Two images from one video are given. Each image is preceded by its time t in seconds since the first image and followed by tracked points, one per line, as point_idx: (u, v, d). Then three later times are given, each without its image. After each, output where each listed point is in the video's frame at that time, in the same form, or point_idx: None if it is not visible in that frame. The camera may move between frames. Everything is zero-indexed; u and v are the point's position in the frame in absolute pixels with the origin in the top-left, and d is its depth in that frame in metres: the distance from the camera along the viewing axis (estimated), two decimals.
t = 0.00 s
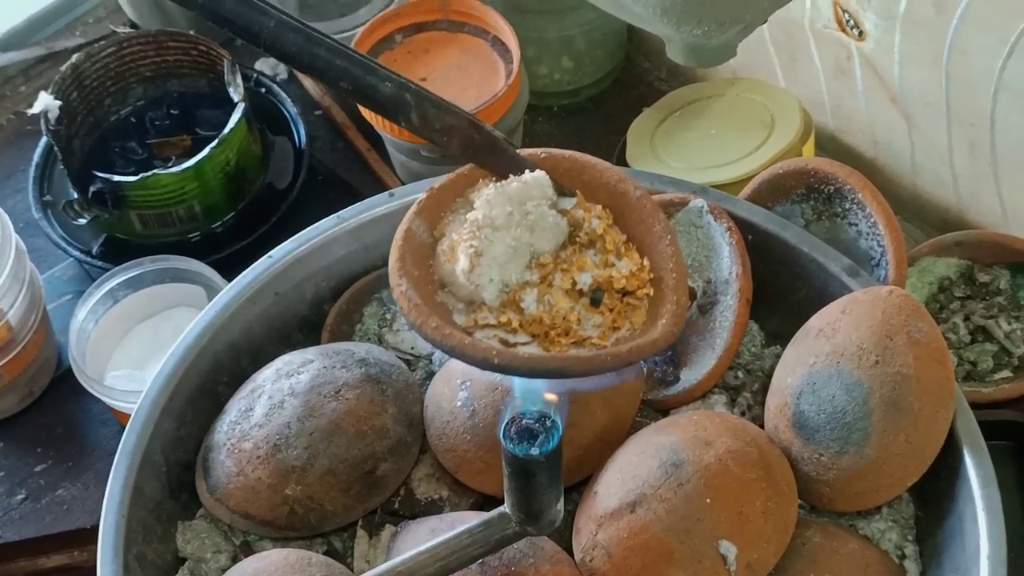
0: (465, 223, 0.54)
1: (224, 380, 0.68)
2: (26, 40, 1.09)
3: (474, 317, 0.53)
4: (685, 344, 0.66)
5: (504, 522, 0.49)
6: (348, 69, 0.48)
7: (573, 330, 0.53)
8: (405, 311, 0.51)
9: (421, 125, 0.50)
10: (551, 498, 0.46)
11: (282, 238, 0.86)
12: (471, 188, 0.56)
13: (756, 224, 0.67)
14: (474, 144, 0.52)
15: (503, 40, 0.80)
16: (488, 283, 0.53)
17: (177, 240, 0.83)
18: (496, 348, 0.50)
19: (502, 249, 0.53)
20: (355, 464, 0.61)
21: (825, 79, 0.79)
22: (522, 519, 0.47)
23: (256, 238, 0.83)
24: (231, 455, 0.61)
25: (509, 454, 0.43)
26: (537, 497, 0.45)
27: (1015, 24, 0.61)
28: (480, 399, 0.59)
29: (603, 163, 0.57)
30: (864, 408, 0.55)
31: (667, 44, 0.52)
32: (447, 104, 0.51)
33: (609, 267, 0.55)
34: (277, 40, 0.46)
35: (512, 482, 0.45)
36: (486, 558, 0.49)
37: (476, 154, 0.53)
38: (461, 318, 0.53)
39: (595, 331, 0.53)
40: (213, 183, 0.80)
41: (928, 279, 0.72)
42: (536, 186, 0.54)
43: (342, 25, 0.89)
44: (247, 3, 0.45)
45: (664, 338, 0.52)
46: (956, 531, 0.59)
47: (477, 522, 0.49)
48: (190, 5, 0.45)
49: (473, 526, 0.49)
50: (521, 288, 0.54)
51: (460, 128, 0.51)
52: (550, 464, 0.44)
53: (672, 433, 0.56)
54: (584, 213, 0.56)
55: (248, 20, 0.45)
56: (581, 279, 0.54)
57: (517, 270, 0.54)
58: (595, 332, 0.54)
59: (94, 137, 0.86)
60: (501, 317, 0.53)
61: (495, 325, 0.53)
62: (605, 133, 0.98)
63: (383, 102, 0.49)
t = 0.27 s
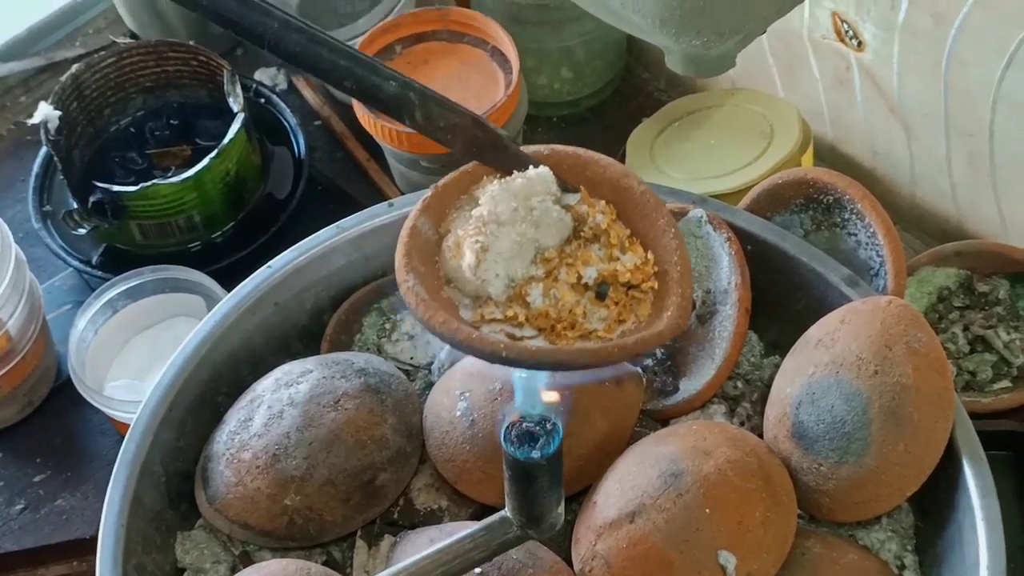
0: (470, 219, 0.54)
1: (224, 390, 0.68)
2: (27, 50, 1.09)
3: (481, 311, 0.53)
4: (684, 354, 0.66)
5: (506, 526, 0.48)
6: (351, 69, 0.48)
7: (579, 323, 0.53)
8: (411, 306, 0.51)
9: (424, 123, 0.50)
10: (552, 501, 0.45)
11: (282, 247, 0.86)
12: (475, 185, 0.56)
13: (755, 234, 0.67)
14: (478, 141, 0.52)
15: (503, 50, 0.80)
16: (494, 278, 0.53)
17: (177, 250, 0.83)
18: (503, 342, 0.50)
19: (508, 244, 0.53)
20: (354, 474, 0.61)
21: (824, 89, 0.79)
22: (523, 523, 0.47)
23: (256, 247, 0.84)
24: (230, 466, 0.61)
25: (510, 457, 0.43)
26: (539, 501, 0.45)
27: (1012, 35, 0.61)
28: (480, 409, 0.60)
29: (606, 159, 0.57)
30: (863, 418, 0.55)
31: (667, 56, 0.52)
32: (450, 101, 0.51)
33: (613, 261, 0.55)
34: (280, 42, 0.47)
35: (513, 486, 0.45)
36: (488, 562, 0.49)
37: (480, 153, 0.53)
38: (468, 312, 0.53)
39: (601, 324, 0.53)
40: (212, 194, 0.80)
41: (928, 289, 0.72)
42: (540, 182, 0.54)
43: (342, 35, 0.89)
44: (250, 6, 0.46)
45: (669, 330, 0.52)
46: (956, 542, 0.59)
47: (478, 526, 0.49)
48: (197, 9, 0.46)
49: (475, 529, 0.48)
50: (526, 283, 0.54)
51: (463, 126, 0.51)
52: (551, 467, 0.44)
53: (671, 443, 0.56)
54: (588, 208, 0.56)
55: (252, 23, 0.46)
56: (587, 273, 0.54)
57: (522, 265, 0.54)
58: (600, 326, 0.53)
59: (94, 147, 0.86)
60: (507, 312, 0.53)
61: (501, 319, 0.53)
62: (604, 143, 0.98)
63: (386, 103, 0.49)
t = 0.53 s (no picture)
0: (466, 214, 0.56)
1: (219, 394, 0.67)
2: (21, 53, 1.09)
3: (478, 306, 0.55)
4: (680, 357, 0.65)
5: (499, 531, 0.47)
6: (348, 65, 0.48)
7: (575, 317, 0.55)
8: (410, 301, 0.53)
9: (420, 119, 0.51)
10: (546, 506, 0.45)
11: (278, 250, 0.86)
12: (471, 180, 0.58)
13: (751, 237, 0.67)
14: (474, 136, 0.53)
15: (500, 54, 0.80)
16: (491, 272, 0.55)
17: (172, 253, 0.82)
18: (501, 335, 0.52)
19: (504, 239, 0.54)
20: (349, 478, 0.60)
21: (820, 92, 0.79)
22: (516, 528, 0.46)
23: (251, 251, 0.83)
24: (225, 469, 0.61)
25: (503, 462, 0.43)
26: (532, 505, 0.45)
27: (1007, 38, 0.62)
28: (475, 413, 0.59)
29: (602, 153, 0.59)
30: (860, 422, 0.55)
31: (663, 58, 0.52)
32: (445, 98, 0.52)
33: (609, 255, 0.57)
34: (278, 39, 0.46)
35: (507, 491, 0.44)
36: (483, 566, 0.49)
37: (476, 148, 0.54)
38: (466, 307, 0.54)
39: (597, 318, 0.55)
40: (208, 197, 0.80)
41: (925, 292, 0.72)
42: (536, 176, 0.55)
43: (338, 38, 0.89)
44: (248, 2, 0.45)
45: (664, 323, 0.54)
46: (953, 545, 0.59)
47: (472, 531, 0.48)
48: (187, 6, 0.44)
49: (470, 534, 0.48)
50: (523, 277, 0.55)
51: (460, 122, 0.53)
52: (544, 472, 0.43)
53: (667, 446, 0.56)
54: (583, 203, 0.57)
55: (250, 19, 0.45)
56: (583, 268, 0.56)
57: (519, 259, 0.55)
58: (596, 319, 0.55)
59: (89, 149, 0.86)
60: (505, 305, 0.55)
61: (499, 313, 0.55)
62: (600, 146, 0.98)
63: (383, 98, 0.49)
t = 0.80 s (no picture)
0: (460, 227, 0.54)
1: (212, 398, 0.67)
2: (14, 56, 1.09)
3: (470, 320, 0.53)
4: (674, 361, 0.65)
5: (498, 540, 0.48)
6: (341, 75, 0.50)
7: (568, 332, 0.54)
8: (400, 314, 0.51)
9: (413, 130, 0.52)
10: (545, 514, 0.45)
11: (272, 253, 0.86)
12: (464, 192, 0.56)
13: (746, 241, 0.66)
14: (468, 148, 0.54)
15: (494, 57, 0.80)
16: (483, 286, 0.53)
17: (165, 256, 0.82)
18: (492, 350, 0.50)
19: (498, 252, 0.53)
20: (342, 483, 0.60)
21: (814, 96, 0.79)
22: (515, 537, 0.46)
23: (244, 254, 0.83)
24: (218, 474, 0.60)
25: (502, 471, 0.43)
26: (531, 514, 0.45)
27: (1001, 42, 0.61)
28: (469, 417, 0.59)
29: (597, 167, 0.58)
30: (854, 426, 0.55)
31: (658, 61, 0.50)
32: (439, 109, 0.53)
33: (603, 269, 0.55)
34: (270, 46, 0.48)
35: (506, 499, 0.44)
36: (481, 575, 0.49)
37: (469, 159, 0.54)
38: (457, 321, 0.53)
39: (591, 333, 0.54)
40: (201, 201, 0.80)
41: (919, 295, 0.72)
42: (530, 190, 0.54)
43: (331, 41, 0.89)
44: (242, 12, 0.47)
45: (659, 338, 0.52)
46: (947, 550, 0.58)
47: (471, 540, 0.49)
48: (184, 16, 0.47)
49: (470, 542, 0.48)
50: (515, 291, 0.54)
51: (454, 134, 0.53)
52: (544, 479, 0.43)
53: (661, 450, 0.56)
54: (578, 216, 0.56)
55: (243, 28, 0.47)
56: (577, 282, 0.55)
57: (511, 273, 0.54)
58: (590, 334, 0.54)
59: (82, 153, 0.86)
60: (497, 320, 0.53)
61: (490, 328, 0.53)
62: (594, 150, 0.98)
63: (375, 108, 0.51)
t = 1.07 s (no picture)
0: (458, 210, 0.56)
1: (199, 398, 0.67)
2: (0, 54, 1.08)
3: (471, 302, 0.55)
4: (662, 361, 0.65)
5: (496, 532, 0.47)
6: (336, 61, 0.48)
7: (568, 312, 0.55)
8: (402, 297, 0.53)
9: (410, 115, 0.51)
10: (542, 506, 0.45)
11: (261, 253, 0.86)
12: (462, 175, 0.58)
13: (734, 241, 0.66)
14: (465, 132, 0.54)
15: (482, 56, 0.80)
16: (484, 268, 0.55)
17: (152, 256, 0.82)
18: (494, 331, 0.52)
19: (497, 235, 0.54)
20: (330, 483, 0.60)
21: (803, 96, 0.79)
22: (513, 529, 0.46)
23: (232, 254, 0.83)
24: (204, 474, 0.60)
25: (500, 462, 0.43)
26: (529, 505, 0.44)
27: (990, 41, 0.61)
28: (457, 417, 0.59)
29: (594, 148, 0.59)
30: (842, 426, 0.55)
31: (645, 60, 0.50)
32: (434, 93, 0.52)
33: (601, 250, 0.57)
34: (265, 31, 0.46)
35: (503, 491, 0.44)
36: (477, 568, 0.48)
37: (467, 142, 0.54)
38: (458, 304, 0.54)
39: (590, 313, 0.55)
40: (187, 200, 0.80)
41: (907, 295, 0.73)
42: (528, 172, 0.55)
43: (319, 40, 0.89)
44: None
45: (657, 318, 0.54)
46: (935, 550, 0.58)
47: (467, 533, 0.48)
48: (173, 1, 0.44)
49: (468, 534, 0.47)
50: (515, 273, 0.55)
51: (450, 117, 0.53)
52: (541, 470, 0.43)
53: (650, 450, 0.55)
54: (575, 197, 0.57)
55: (238, 13, 0.45)
56: (575, 263, 0.56)
57: (511, 255, 0.55)
58: (589, 314, 0.55)
59: (68, 152, 0.85)
60: (498, 302, 0.55)
61: (491, 309, 0.54)
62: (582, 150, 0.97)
63: (373, 93, 0.50)
